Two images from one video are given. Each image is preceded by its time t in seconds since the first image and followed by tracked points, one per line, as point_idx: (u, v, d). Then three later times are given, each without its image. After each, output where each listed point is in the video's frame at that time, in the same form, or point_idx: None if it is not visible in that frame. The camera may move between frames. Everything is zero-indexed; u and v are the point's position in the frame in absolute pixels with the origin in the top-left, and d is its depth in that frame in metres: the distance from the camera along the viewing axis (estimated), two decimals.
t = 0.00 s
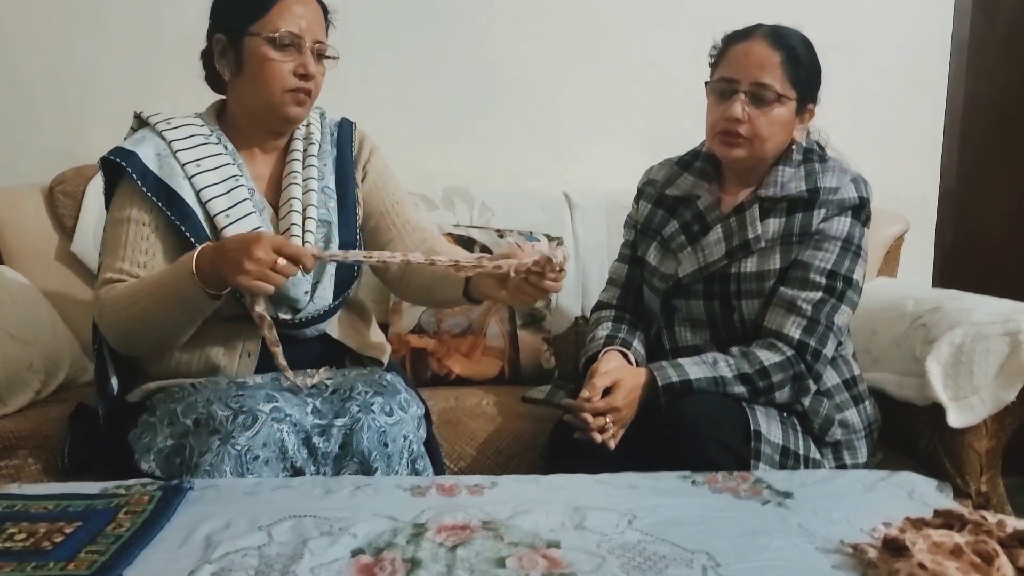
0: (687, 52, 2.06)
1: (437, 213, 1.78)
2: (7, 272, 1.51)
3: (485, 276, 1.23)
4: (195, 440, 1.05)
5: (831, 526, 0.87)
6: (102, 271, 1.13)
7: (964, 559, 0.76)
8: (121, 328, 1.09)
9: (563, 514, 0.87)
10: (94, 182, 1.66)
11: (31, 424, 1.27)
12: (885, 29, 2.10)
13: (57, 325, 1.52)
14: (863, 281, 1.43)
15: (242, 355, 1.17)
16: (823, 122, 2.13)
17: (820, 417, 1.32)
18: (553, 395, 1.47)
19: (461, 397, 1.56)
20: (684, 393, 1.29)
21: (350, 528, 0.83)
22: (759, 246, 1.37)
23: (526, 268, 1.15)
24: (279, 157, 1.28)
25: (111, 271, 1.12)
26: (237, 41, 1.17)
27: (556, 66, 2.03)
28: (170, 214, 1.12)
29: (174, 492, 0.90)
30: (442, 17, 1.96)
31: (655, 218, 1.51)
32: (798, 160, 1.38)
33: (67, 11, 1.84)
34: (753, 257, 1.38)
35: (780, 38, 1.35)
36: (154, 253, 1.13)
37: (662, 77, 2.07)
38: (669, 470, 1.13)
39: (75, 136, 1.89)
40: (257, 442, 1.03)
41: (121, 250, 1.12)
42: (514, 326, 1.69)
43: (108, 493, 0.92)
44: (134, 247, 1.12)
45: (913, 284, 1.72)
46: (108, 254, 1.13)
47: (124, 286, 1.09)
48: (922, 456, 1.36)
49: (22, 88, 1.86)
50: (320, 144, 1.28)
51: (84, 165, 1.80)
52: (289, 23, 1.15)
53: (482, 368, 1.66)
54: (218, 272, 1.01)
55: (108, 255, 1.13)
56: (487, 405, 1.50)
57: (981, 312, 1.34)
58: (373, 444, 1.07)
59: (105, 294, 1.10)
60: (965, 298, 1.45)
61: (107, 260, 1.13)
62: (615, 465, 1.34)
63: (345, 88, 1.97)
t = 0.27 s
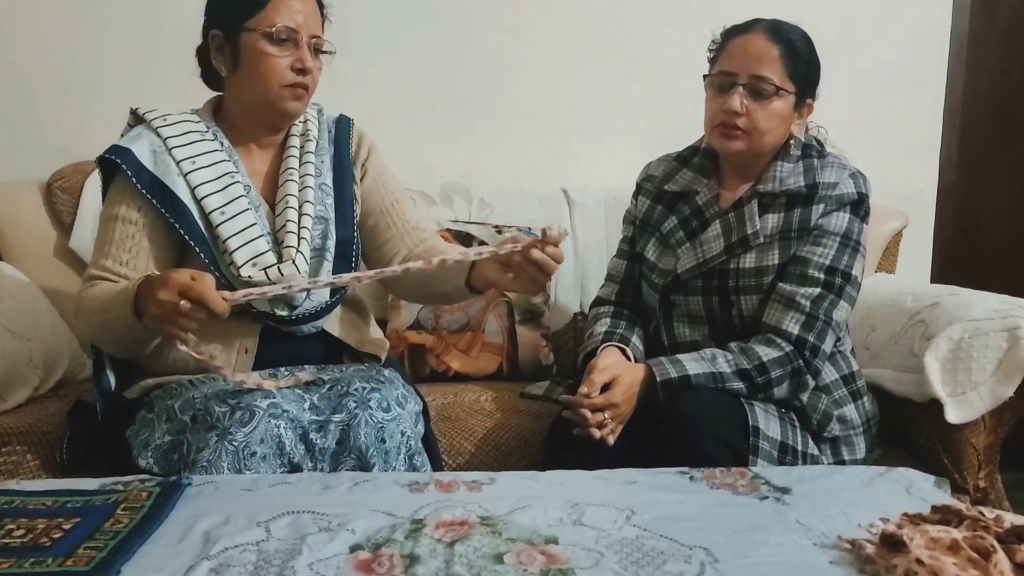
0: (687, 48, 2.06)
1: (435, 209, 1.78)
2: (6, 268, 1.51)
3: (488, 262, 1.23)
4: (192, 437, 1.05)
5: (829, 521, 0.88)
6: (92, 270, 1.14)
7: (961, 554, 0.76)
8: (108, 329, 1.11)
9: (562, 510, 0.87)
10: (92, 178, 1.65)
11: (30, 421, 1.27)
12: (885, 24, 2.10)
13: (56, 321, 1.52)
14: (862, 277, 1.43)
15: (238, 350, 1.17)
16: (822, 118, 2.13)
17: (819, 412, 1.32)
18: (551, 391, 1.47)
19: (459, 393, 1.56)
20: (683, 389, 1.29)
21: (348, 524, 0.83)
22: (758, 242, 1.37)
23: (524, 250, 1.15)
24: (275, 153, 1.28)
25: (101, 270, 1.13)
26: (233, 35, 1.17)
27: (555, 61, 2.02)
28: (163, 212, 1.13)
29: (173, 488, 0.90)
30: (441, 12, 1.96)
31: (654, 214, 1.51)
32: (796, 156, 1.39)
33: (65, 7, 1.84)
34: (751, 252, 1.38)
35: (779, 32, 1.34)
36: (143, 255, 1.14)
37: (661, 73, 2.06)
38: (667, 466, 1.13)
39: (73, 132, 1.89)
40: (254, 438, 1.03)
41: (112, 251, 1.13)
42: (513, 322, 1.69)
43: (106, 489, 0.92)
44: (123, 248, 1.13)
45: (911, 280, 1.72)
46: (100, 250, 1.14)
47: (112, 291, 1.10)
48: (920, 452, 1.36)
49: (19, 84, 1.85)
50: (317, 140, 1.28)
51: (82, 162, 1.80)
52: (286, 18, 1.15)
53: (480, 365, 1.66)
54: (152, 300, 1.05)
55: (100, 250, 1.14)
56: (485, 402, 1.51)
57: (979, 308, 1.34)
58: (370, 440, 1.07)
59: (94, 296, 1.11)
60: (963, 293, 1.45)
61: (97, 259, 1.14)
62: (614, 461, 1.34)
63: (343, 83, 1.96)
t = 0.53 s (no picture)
0: (686, 45, 2.06)
1: (434, 206, 1.77)
2: (5, 265, 1.51)
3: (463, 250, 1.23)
4: (190, 433, 1.06)
5: (827, 518, 0.88)
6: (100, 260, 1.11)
7: (959, 551, 0.76)
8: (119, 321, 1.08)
9: (561, 506, 0.87)
10: (90, 175, 1.65)
11: (29, 417, 1.27)
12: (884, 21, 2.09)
13: (55, 317, 1.52)
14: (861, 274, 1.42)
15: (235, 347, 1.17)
16: (822, 115, 2.13)
17: (817, 410, 1.33)
18: (550, 388, 1.49)
19: (458, 390, 1.56)
20: (682, 385, 1.29)
21: (347, 520, 0.83)
22: (757, 239, 1.37)
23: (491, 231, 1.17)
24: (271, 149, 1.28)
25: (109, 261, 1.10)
26: (226, 31, 1.17)
27: (554, 58, 2.02)
28: (159, 206, 1.12)
29: (172, 485, 0.90)
30: (440, 8, 1.95)
31: (653, 211, 1.51)
32: (796, 153, 1.38)
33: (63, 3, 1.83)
34: (751, 250, 1.38)
35: (778, 29, 1.34)
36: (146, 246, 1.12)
37: (660, 70, 2.06)
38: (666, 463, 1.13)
39: (71, 129, 1.89)
40: (251, 436, 1.04)
41: (122, 242, 1.11)
42: (512, 318, 1.68)
43: (105, 486, 0.92)
44: (132, 238, 1.11)
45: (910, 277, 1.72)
46: (107, 241, 1.12)
47: (121, 283, 1.07)
48: (919, 449, 1.36)
49: (18, 80, 1.85)
50: (314, 137, 1.28)
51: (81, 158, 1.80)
52: (278, 12, 1.15)
53: (479, 362, 1.66)
54: (179, 296, 0.97)
55: (107, 242, 1.12)
56: (484, 398, 1.51)
57: (978, 305, 1.35)
58: (367, 436, 1.07)
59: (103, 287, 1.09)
60: (962, 290, 1.45)
61: (106, 250, 1.12)
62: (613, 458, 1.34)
63: (342, 80, 1.96)
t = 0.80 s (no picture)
0: (684, 43, 2.06)
1: (433, 205, 1.77)
2: (3, 262, 1.51)
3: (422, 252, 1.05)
4: (189, 431, 1.06)
5: (825, 516, 0.88)
6: (152, 242, 1.08)
7: (958, 549, 0.77)
8: (188, 303, 1.06)
9: (559, 504, 0.87)
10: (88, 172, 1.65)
11: (27, 415, 1.27)
12: (883, 20, 2.09)
13: (53, 315, 1.52)
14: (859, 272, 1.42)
15: (237, 345, 1.17)
16: (820, 113, 2.13)
17: (815, 408, 1.32)
18: (549, 386, 1.48)
19: (457, 388, 1.57)
20: (680, 383, 1.30)
21: (346, 518, 0.83)
22: (755, 238, 1.37)
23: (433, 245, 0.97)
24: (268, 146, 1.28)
25: (162, 243, 1.08)
26: (214, 29, 1.16)
27: (553, 56, 2.02)
28: (181, 194, 1.10)
29: (170, 483, 0.90)
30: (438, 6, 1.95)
31: (651, 210, 1.51)
32: (792, 152, 1.39)
33: None
34: (748, 249, 1.38)
35: (773, 27, 1.34)
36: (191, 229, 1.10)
37: (659, 68, 2.06)
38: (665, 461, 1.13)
39: (69, 126, 1.88)
40: (252, 433, 1.02)
41: (174, 223, 1.09)
42: (509, 316, 1.68)
43: (104, 484, 0.92)
44: (173, 221, 1.09)
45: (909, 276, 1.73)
46: (150, 227, 1.09)
47: (198, 263, 1.05)
48: (917, 447, 1.36)
49: (16, 77, 1.84)
50: (309, 133, 1.28)
51: (79, 156, 1.80)
52: (263, 8, 1.14)
53: (478, 360, 1.66)
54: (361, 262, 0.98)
55: (151, 227, 1.09)
56: (483, 396, 1.51)
57: (977, 303, 1.35)
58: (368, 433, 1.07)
59: (171, 268, 1.06)
60: (960, 289, 1.45)
61: (154, 232, 1.08)
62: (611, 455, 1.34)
63: (341, 78, 1.96)
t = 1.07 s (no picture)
0: (683, 39, 2.06)
1: (432, 202, 1.77)
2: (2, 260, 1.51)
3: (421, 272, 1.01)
4: (189, 428, 1.06)
5: (824, 514, 0.88)
6: (155, 241, 1.08)
7: (955, 547, 0.77)
8: (190, 302, 1.06)
9: (558, 502, 0.87)
10: (87, 170, 1.65)
11: (27, 412, 1.27)
12: (883, 17, 2.09)
13: (52, 312, 1.52)
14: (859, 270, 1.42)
15: (236, 345, 1.17)
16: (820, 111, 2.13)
17: (814, 405, 1.33)
18: (549, 383, 1.47)
19: (456, 386, 1.57)
20: (680, 381, 1.30)
21: (345, 516, 0.83)
22: (753, 236, 1.37)
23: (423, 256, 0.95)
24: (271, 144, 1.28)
25: (164, 242, 1.08)
26: (219, 27, 1.16)
27: (553, 54, 2.02)
28: (183, 193, 1.10)
29: (169, 480, 0.90)
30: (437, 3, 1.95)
31: (650, 208, 1.51)
32: (792, 149, 1.39)
33: None
34: (747, 246, 1.38)
35: (771, 25, 1.34)
36: (193, 227, 1.10)
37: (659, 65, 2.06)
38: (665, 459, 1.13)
39: (69, 123, 1.88)
40: (252, 430, 1.02)
41: (176, 221, 1.09)
42: (509, 314, 1.68)
43: (103, 481, 0.92)
44: (175, 220, 1.09)
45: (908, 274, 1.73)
46: (152, 226, 1.09)
47: (202, 262, 1.06)
48: (916, 444, 1.37)
49: (14, 73, 1.84)
50: (313, 133, 1.28)
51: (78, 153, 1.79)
52: (269, 9, 1.14)
53: (477, 358, 1.66)
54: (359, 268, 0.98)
55: (152, 227, 1.09)
56: (483, 394, 1.51)
57: (976, 301, 1.35)
58: (368, 430, 1.07)
59: (173, 267, 1.06)
60: (959, 287, 1.45)
61: (156, 231, 1.09)
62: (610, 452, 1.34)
63: (340, 75, 1.96)
